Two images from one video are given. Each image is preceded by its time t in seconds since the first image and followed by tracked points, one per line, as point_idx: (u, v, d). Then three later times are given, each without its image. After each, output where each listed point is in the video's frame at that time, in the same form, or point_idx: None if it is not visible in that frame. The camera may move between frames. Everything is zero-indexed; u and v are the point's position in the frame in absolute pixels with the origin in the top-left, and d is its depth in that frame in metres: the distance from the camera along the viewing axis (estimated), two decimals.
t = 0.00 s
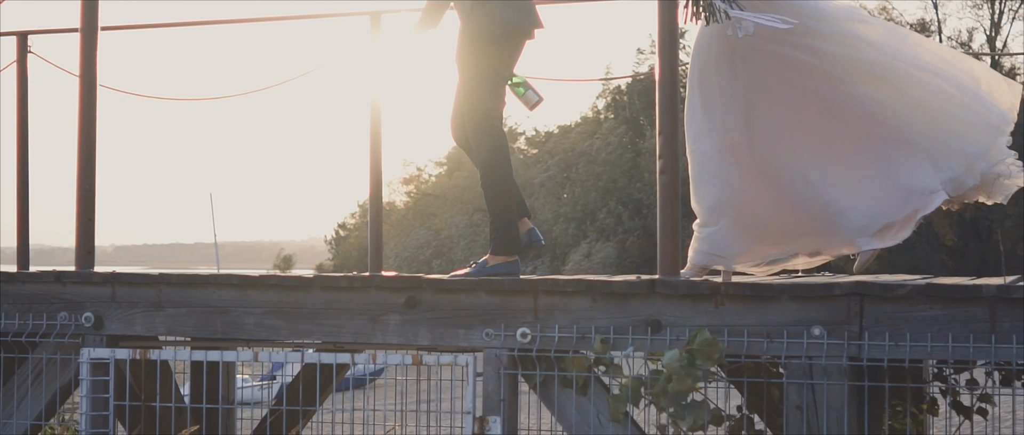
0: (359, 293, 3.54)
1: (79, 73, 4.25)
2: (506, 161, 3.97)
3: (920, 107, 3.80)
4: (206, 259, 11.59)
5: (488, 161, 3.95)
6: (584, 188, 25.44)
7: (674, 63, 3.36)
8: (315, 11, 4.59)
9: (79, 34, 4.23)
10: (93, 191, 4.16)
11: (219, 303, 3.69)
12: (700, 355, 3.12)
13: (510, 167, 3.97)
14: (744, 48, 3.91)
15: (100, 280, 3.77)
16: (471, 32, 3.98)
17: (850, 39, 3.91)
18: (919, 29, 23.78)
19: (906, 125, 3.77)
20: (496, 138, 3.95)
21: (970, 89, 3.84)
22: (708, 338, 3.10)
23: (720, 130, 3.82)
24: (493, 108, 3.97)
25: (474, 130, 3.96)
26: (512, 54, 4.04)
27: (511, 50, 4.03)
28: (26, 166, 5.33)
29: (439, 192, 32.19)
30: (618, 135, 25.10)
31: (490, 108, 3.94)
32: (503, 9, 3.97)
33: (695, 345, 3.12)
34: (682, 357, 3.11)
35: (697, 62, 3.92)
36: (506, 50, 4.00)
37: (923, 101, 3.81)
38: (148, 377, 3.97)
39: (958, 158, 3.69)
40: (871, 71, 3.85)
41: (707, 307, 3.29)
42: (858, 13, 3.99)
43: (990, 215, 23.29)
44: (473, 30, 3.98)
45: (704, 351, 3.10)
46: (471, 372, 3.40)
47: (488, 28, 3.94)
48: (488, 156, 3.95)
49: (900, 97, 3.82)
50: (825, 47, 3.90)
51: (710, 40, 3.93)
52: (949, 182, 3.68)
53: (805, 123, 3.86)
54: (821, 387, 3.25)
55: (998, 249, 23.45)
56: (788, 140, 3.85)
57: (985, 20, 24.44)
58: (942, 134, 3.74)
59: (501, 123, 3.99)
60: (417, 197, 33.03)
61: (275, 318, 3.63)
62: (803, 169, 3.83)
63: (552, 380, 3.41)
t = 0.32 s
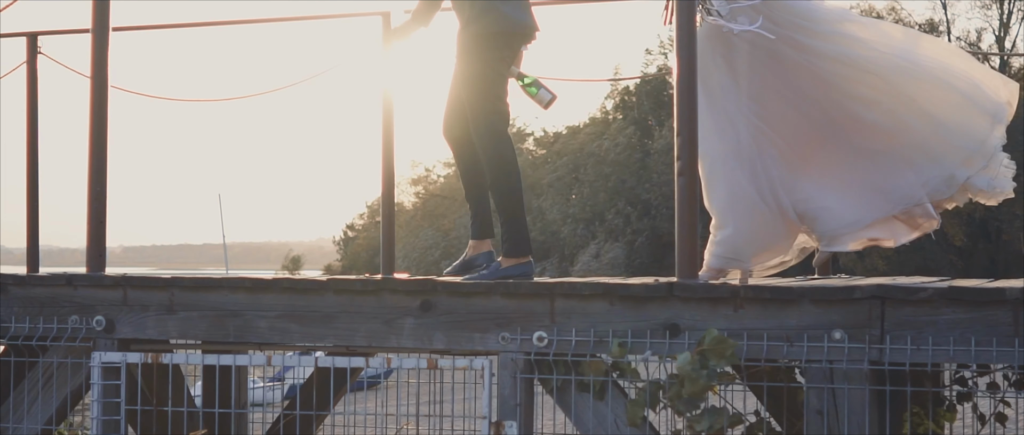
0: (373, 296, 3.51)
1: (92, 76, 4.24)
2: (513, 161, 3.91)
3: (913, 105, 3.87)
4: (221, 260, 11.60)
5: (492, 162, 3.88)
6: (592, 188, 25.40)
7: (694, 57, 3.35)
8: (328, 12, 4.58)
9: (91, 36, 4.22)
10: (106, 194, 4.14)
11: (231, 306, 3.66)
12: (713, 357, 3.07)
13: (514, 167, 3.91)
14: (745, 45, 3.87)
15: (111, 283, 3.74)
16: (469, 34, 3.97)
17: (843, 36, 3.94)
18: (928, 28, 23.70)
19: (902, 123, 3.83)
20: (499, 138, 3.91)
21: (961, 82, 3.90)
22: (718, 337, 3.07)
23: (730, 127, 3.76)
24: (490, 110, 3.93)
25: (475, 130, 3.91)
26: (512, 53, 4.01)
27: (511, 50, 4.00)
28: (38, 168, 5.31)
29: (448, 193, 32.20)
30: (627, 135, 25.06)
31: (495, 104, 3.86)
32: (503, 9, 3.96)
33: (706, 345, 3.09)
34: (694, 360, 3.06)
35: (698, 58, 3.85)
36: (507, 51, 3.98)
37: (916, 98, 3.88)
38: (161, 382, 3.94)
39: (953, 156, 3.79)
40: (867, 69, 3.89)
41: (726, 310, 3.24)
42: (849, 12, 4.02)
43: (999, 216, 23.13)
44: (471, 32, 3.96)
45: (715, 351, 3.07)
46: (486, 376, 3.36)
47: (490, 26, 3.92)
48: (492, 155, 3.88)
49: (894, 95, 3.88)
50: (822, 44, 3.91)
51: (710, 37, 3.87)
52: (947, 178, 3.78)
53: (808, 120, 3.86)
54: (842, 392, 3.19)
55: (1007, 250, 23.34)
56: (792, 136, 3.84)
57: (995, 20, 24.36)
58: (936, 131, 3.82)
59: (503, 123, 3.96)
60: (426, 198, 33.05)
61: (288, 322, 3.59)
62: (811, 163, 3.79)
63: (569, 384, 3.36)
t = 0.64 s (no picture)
0: (379, 301, 3.47)
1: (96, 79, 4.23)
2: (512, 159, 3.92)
3: (889, 113, 3.96)
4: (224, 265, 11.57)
5: (489, 162, 3.85)
6: (592, 190, 25.39)
7: (703, 63, 3.33)
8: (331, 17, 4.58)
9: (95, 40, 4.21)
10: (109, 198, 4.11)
11: (235, 312, 3.62)
12: (714, 364, 3.03)
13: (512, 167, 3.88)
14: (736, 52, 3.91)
15: (114, 289, 3.71)
16: (469, 31, 3.94)
17: (826, 41, 3.99)
18: (928, 31, 23.71)
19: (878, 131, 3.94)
20: (497, 137, 3.91)
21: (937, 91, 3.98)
22: (718, 344, 3.03)
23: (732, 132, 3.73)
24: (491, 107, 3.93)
25: (474, 130, 3.88)
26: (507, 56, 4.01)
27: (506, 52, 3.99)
28: (39, 172, 5.28)
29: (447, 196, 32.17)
30: (627, 138, 25.06)
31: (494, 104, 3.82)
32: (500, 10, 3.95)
33: (706, 352, 3.04)
34: (696, 368, 3.01)
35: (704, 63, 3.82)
36: (502, 52, 4.00)
37: (892, 106, 3.96)
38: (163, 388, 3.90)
39: (929, 165, 3.86)
40: (849, 77, 3.96)
41: (736, 315, 3.20)
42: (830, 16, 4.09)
43: (999, 217, 23.32)
44: (471, 29, 3.93)
45: (716, 357, 3.03)
46: (494, 381, 3.32)
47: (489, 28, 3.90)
48: (491, 156, 3.87)
49: (870, 102, 3.98)
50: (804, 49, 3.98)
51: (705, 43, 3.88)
52: (923, 189, 3.85)
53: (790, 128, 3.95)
54: (853, 398, 3.15)
55: (1007, 252, 23.33)
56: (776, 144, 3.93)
57: (995, 23, 24.40)
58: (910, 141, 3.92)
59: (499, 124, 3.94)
60: (426, 201, 33.01)
61: (293, 327, 3.56)
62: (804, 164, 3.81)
63: (577, 390, 3.33)
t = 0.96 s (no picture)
0: (385, 302, 3.44)
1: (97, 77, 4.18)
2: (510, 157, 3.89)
3: (864, 120, 4.00)
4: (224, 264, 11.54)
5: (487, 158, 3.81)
6: (592, 189, 25.35)
7: (711, 63, 3.31)
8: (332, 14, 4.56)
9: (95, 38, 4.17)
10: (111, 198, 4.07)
11: (239, 313, 3.59)
12: (724, 368, 2.99)
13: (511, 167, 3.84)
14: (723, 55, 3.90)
15: (117, 290, 3.67)
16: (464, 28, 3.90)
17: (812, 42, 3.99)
18: (928, 30, 23.66)
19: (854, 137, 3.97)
20: (494, 134, 3.89)
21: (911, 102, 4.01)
22: (728, 349, 2.98)
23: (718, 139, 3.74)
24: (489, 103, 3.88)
25: (469, 130, 3.85)
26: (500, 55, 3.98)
27: (498, 52, 3.96)
28: (38, 172, 5.23)
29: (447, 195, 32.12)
30: (627, 137, 25.02)
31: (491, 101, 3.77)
32: (492, 10, 3.91)
33: (716, 357, 3.00)
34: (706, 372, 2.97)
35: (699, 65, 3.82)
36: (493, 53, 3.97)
37: (868, 113, 4.00)
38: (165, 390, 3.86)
39: (898, 180, 3.96)
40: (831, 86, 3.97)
41: (745, 317, 3.17)
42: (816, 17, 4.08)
43: (1000, 217, 23.32)
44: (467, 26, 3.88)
45: (725, 362, 2.99)
46: (501, 384, 3.28)
47: (482, 27, 3.87)
48: (487, 154, 3.84)
49: (848, 107, 3.99)
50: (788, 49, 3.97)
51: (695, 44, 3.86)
52: (888, 205, 3.98)
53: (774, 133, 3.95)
54: (865, 400, 3.12)
55: (1007, 251, 23.34)
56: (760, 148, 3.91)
57: (996, 22, 24.39)
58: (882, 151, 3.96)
59: (494, 124, 3.91)
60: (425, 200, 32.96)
61: (298, 329, 3.53)
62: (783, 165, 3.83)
63: (585, 392, 3.30)
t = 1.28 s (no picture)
0: (391, 303, 3.40)
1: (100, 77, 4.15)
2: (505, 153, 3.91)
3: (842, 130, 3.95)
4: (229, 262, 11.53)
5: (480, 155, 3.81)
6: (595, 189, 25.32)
7: (721, 63, 3.27)
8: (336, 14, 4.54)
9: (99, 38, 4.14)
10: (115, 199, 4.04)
11: (244, 315, 3.55)
12: (744, 373, 2.94)
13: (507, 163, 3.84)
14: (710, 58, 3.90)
15: (120, 291, 3.63)
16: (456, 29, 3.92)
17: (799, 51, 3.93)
18: (932, 29, 23.62)
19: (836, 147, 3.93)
20: (488, 131, 3.90)
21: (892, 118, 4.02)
22: (749, 355, 2.94)
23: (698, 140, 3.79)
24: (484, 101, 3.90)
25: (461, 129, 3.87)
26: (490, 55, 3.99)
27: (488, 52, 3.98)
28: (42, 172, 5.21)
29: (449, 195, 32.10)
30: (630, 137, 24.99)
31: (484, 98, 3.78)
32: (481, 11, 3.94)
33: (736, 362, 2.96)
34: (726, 376, 2.92)
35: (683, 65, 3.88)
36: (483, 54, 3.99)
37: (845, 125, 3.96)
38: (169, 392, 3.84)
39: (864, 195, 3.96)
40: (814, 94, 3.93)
41: (757, 318, 3.13)
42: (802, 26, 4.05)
43: (1004, 216, 23.29)
44: (459, 27, 3.90)
45: (746, 368, 2.94)
46: (510, 386, 3.25)
47: (472, 26, 3.89)
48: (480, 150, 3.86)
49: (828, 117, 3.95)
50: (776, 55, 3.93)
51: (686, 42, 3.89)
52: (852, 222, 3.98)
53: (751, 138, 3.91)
54: (878, 402, 3.08)
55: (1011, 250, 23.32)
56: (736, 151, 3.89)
57: (999, 21, 24.37)
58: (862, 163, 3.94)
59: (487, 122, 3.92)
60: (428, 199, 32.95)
61: (303, 331, 3.49)
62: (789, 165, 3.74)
63: (594, 394, 3.26)
